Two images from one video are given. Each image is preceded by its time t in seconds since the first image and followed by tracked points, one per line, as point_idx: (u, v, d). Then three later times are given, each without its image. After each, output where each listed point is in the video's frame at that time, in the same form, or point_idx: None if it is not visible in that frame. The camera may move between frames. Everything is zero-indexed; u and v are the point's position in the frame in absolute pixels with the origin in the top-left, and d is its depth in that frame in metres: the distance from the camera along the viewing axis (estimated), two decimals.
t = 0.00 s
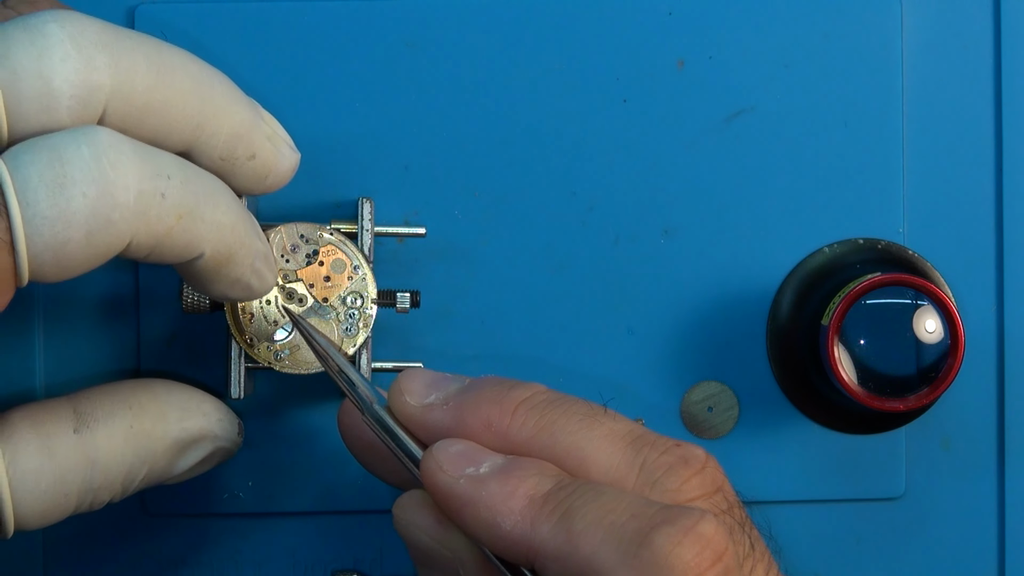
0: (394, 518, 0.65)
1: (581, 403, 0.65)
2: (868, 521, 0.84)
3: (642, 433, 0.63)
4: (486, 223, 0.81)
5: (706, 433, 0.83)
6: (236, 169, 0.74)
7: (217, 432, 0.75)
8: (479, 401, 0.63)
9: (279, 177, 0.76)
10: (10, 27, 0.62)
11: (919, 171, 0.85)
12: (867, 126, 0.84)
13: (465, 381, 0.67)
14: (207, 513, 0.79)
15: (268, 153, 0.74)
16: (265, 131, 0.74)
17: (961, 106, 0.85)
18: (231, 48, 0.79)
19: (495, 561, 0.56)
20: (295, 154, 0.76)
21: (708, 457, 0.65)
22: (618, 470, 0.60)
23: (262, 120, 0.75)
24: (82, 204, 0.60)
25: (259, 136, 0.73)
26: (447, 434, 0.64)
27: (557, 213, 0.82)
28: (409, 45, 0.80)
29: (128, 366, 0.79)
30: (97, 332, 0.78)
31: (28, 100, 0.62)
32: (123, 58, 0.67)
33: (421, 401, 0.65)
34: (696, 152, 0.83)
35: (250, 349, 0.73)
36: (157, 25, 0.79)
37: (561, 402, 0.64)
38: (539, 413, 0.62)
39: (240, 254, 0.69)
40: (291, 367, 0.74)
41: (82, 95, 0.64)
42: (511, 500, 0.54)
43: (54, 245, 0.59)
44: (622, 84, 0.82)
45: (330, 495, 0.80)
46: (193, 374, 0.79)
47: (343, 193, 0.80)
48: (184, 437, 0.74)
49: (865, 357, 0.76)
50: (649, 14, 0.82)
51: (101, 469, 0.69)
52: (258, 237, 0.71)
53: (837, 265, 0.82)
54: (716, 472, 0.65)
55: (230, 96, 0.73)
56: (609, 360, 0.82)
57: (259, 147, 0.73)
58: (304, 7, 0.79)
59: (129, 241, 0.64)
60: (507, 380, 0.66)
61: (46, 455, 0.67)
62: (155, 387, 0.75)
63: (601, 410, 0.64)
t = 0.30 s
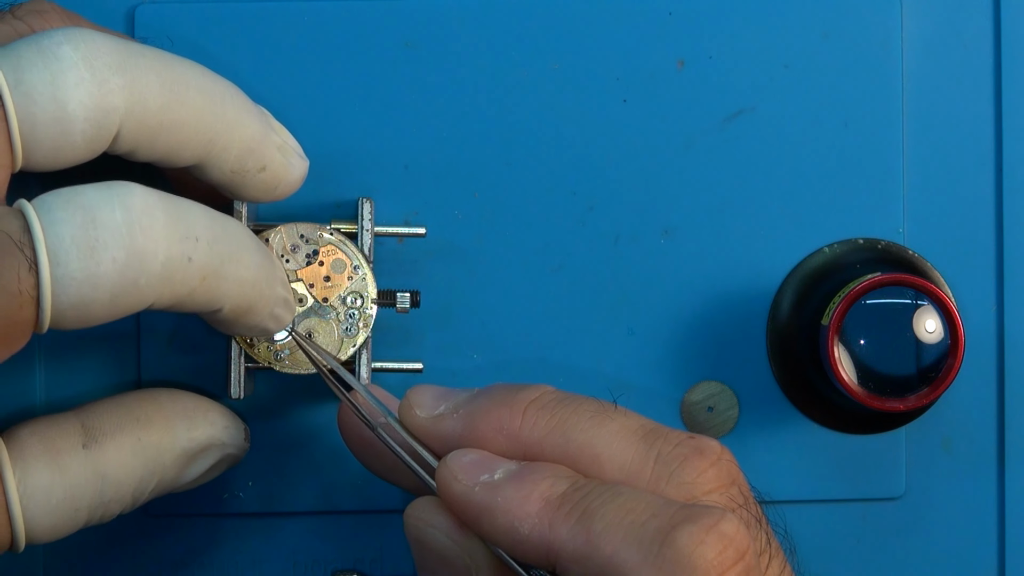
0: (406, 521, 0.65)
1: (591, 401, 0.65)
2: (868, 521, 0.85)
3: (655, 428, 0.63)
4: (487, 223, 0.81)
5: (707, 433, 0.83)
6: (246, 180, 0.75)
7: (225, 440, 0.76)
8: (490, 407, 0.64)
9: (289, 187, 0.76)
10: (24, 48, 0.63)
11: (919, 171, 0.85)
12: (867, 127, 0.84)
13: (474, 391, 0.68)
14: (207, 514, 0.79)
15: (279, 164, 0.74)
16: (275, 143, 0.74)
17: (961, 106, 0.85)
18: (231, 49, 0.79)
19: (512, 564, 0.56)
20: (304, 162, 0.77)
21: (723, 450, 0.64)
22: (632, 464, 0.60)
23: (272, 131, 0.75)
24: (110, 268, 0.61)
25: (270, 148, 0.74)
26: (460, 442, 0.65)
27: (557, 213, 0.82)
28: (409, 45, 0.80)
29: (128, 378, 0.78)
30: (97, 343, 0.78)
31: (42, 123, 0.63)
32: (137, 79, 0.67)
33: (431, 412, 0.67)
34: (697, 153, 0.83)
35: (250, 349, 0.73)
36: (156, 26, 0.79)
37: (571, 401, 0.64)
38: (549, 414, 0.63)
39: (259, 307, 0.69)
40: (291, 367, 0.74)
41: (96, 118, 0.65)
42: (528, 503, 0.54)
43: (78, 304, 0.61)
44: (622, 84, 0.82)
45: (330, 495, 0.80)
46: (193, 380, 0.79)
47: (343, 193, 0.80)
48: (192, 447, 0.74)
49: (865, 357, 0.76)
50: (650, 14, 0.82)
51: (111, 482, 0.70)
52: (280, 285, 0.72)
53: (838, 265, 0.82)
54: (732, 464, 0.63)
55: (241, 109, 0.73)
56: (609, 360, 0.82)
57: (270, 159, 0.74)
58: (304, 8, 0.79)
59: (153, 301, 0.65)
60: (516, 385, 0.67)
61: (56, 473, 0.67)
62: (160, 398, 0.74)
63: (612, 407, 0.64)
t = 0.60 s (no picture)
0: (400, 522, 0.65)
1: (585, 403, 0.65)
2: (868, 522, 0.84)
3: (648, 429, 0.63)
4: (486, 223, 0.81)
5: (707, 433, 0.83)
6: (246, 180, 0.75)
7: (226, 430, 0.76)
8: (483, 409, 0.64)
9: (289, 186, 0.76)
10: (26, 50, 0.63)
11: (919, 171, 0.85)
12: (867, 127, 0.84)
13: (468, 392, 0.68)
14: (206, 513, 0.79)
15: (279, 164, 0.74)
16: (276, 142, 0.74)
17: (961, 106, 0.85)
18: (231, 49, 0.79)
19: (504, 565, 0.56)
20: (304, 162, 0.77)
21: (717, 451, 0.64)
22: (625, 466, 0.60)
23: (273, 131, 0.75)
24: (116, 273, 0.61)
25: (271, 147, 0.74)
26: (453, 443, 0.65)
27: (557, 213, 0.82)
28: (409, 45, 0.80)
29: (129, 371, 0.79)
30: (97, 340, 0.78)
31: (45, 125, 0.63)
32: (138, 80, 0.67)
33: (425, 413, 0.67)
34: (696, 152, 0.83)
35: (250, 349, 0.74)
36: (156, 26, 0.79)
37: (566, 403, 0.64)
38: (543, 415, 0.63)
39: (260, 311, 0.69)
40: (291, 367, 0.74)
41: (98, 120, 0.65)
42: (520, 505, 0.54)
43: (84, 309, 0.60)
44: (622, 84, 0.82)
45: (330, 494, 0.80)
46: (193, 372, 0.79)
47: (343, 193, 0.80)
48: (194, 438, 0.74)
49: (865, 357, 0.76)
50: (649, 14, 0.82)
51: (114, 478, 0.70)
52: (280, 291, 0.72)
53: (837, 265, 0.82)
54: (726, 466, 0.63)
55: (242, 109, 0.73)
56: (609, 360, 0.82)
57: (271, 159, 0.74)
58: (304, 7, 0.79)
59: (157, 307, 0.65)
60: (509, 386, 0.67)
61: (59, 468, 0.67)
62: (161, 390, 0.75)
63: (606, 408, 0.64)
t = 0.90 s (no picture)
0: (397, 519, 0.65)
1: (582, 401, 0.65)
2: (868, 522, 0.84)
3: (643, 427, 0.63)
4: (487, 223, 0.81)
5: (706, 433, 0.83)
6: (246, 179, 0.75)
7: (228, 426, 0.76)
8: (479, 406, 0.64)
9: (289, 185, 0.76)
10: (26, 49, 0.63)
11: (919, 171, 0.85)
12: (867, 127, 0.84)
13: (466, 391, 0.68)
14: (207, 513, 0.79)
15: (279, 163, 0.74)
16: (275, 142, 0.74)
17: (961, 106, 0.85)
18: (231, 48, 0.79)
19: (501, 561, 0.56)
20: (303, 162, 0.77)
21: (712, 449, 0.64)
22: (620, 464, 0.60)
23: (273, 130, 0.75)
24: (116, 270, 0.61)
25: (270, 147, 0.74)
26: (450, 440, 0.65)
27: (557, 212, 0.82)
28: (409, 45, 0.80)
29: (128, 370, 0.79)
30: (98, 338, 0.78)
31: (45, 124, 0.63)
32: (138, 79, 0.67)
33: (423, 411, 0.67)
34: (696, 152, 0.83)
35: (250, 349, 0.74)
36: (156, 26, 0.79)
37: (562, 401, 0.64)
38: (539, 413, 0.63)
39: (260, 309, 0.69)
40: (291, 367, 0.74)
41: (98, 119, 0.65)
42: (515, 500, 0.54)
43: (84, 306, 0.60)
44: (622, 84, 0.82)
45: (329, 494, 0.80)
46: (193, 371, 0.79)
47: (343, 193, 0.80)
48: (195, 435, 0.74)
49: (865, 356, 0.76)
50: (649, 14, 0.82)
51: (116, 476, 0.70)
52: (280, 288, 0.72)
53: (837, 265, 0.82)
54: (721, 463, 0.64)
55: (242, 109, 0.73)
56: (609, 360, 0.82)
57: (270, 158, 0.74)
58: (304, 7, 0.79)
59: (156, 304, 0.65)
60: (506, 385, 0.67)
61: (60, 466, 0.67)
62: (161, 387, 0.75)
63: (602, 407, 0.64)
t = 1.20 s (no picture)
0: (398, 519, 0.65)
1: (582, 402, 0.65)
2: (868, 522, 0.84)
3: (644, 428, 0.63)
4: (486, 223, 0.81)
5: (706, 433, 0.83)
6: (246, 180, 0.75)
7: (228, 426, 0.76)
8: (480, 406, 0.65)
9: (288, 186, 0.76)
10: (27, 49, 0.63)
11: (919, 171, 0.85)
12: (867, 127, 0.84)
13: (467, 390, 0.68)
14: (207, 513, 0.79)
15: (279, 164, 0.74)
16: (275, 143, 0.74)
17: (961, 107, 0.85)
18: (231, 48, 0.79)
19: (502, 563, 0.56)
20: (303, 163, 0.77)
21: (712, 450, 0.64)
22: (620, 465, 0.60)
23: (272, 131, 0.75)
24: (116, 268, 0.61)
25: (270, 147, 0.74)
26: (450, 441, 0.65)
27: (557, 212, 0.82)
28: (409, 45, 0.80)
29: (128, 370, 0.79)
30: (97, 338, 0.78)
31: (45, 124, 0.63)
32: (138, 80, 0.67)
33: (424, 411, 0.67)
34: (696, 152, 0.83)
35: (250, 349, 0.74)
36: (156, 25, 0.79)
37: (563, 401, 0.64)
38: (540, 413, 0.63)
39: (260, 307, 0.70)
40: (291, 367, 0.74)
41: (99, 120, 0.65)
42: (515, 501, 0.54)
43: (84, 305, 0.60)
44: (622, 84, 0.82)
45: (329, 494, 0.80)
46: (193, 371, 0.79)
47: (343, 193, 0.80)
48: (195, 435, 0.74)
49: (865, 356, 0.76)
50: (649, 14, 0.82)
51: (116, 476, 0.70)
52: (280, 288, 0.72)
53: (837, 265, 0.82)
54: (721, 464, 0.64)
55: (242, 109, 0.73)
56: (609, 360, 0.82)
57: (270, 159, 0.74)
58: (304, 7, 0.79)
59: (156, 304, 0.65)
60: (508, 385, 0.67)
61: (61, 466, 0.67)
62: (161, 387, 0.75)
63: (602, 407, 0.64)
